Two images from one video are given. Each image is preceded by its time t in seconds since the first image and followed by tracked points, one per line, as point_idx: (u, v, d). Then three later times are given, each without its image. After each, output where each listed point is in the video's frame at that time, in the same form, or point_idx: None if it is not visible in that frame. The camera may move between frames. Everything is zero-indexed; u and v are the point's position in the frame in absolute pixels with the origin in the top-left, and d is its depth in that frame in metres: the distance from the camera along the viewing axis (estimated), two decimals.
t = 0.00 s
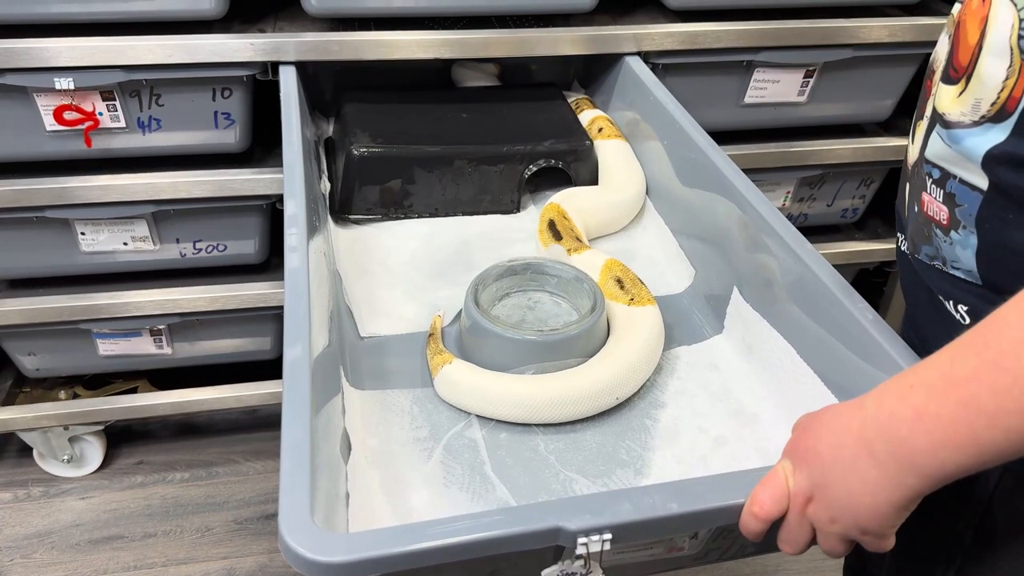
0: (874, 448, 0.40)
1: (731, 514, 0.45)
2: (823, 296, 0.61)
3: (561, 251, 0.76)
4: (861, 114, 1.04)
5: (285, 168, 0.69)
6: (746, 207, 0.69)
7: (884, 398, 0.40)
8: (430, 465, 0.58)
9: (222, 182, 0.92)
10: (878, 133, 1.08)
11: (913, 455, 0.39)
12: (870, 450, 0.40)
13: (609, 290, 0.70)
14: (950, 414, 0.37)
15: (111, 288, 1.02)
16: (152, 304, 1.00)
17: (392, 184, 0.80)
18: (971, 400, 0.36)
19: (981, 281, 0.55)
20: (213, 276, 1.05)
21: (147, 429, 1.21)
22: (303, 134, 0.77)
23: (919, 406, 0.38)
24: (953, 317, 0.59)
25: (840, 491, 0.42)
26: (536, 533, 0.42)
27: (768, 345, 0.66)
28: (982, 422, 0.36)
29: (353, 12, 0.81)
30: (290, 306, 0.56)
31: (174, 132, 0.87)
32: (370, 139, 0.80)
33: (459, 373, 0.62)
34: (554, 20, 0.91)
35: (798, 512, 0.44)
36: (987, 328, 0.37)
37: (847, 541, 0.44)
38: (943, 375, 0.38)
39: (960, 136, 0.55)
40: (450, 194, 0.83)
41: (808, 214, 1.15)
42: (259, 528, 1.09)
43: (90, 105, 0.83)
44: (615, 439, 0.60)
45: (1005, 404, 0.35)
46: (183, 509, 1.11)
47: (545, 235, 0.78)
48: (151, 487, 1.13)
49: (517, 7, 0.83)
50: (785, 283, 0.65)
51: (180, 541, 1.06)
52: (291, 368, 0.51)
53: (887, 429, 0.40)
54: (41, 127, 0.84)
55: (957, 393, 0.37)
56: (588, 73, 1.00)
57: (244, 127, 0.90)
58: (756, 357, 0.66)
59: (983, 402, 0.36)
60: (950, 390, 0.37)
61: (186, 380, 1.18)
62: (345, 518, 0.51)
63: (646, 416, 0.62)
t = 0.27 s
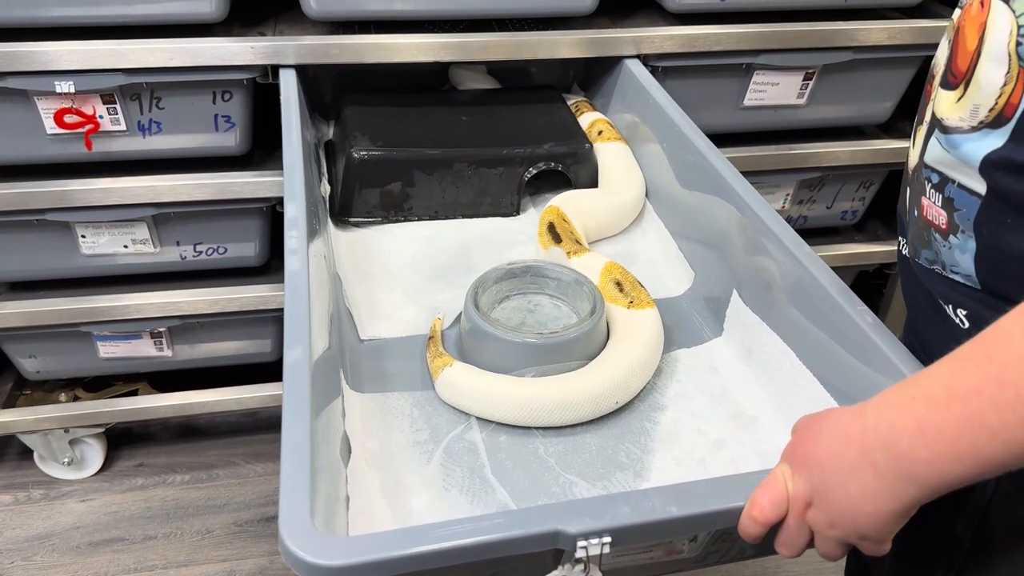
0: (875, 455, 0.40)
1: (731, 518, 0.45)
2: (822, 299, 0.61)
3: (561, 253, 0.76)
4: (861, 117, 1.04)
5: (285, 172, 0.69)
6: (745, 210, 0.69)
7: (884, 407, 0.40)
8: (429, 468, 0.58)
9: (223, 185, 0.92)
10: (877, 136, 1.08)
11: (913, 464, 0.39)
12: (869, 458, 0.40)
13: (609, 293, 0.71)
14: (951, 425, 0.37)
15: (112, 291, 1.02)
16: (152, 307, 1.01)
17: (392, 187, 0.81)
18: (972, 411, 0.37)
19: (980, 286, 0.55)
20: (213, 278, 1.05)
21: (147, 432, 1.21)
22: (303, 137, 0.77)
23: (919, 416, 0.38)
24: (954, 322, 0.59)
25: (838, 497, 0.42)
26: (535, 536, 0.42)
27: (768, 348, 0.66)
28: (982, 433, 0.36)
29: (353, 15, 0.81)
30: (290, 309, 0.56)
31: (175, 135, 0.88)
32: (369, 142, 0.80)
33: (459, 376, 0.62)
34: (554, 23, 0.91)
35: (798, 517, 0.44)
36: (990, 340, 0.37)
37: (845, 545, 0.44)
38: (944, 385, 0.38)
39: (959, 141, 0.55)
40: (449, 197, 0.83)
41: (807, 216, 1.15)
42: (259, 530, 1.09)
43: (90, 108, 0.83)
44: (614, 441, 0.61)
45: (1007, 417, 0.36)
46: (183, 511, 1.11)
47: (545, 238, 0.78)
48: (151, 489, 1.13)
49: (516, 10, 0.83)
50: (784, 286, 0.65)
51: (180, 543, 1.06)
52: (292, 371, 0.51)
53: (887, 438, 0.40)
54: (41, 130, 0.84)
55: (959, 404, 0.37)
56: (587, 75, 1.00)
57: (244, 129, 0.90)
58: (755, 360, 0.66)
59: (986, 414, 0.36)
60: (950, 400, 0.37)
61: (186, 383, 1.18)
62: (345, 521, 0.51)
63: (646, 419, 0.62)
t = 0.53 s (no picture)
0: (876, 459, 0.40)
1: (732, 520, 0.45)
2: (823, 301, 0.61)
3: (561, 255, 0.76)
4: (861, 118, 1.04)
5: (285, 173, 0.69)
6: (745, 211, 0.69)
7: (887, 411, 0.40)
8: (430, 470, 0.58)
9: (224, 187, 0.92)
10: (878, 137, 1.08)
11: (914, 468, 0.39)
12: (871, 461, 0.40)
13: (610, 295, 0.70)
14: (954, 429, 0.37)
15: (112, 292, 1.02)
16: (153, 308, 1.01)
17: (393, 189, 0.81)
18: (974, 417, 0.37)
19: (984, 289, 0.55)
20: (214, 280, 1.06)
21: (147, 433, 1.21)
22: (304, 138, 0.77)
23: (922, 419, 0.38)
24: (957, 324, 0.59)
25: (840, 499, 0.42)
26: (536, 538, 0.42)
27: (769, 350, 0.66)
28: (987, 438, 0.36)
29: (354, 17, 0.81)
30: (290, 311, 0.56)
31: (175, 136, 0.88)
32: (370, 144, 0.80)
33: (459, 377, 0.62)
34: (554, 24, 0.91)
35: (800, 520, 0.44)
36: (995, 347, 0.37)
37: (847, 546, 0.44)
38: (948, 390, 0.38)
39: (961, 144, 0.55)
40: (450, 198, 0.83)
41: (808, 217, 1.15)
42: (259, 531, 1.09)
43: (91, 109, 0.83)
44: (615, 443, 0.61)
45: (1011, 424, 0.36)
46: (184, 513, 1.11)
47: (546, 239, 0.78)
48: (152, 490, 1.13)
49: (517, 12, 0.83)
50: (785, 288, 0.65)
51: (180, 545, 1.06)
52: (292, 373, 0.51)
53: (889, 441, 0.40)
54: (42, 131, 0.84)
55: (963, 410, 0.37)
56: (588, 77, 1.00)
57: (245, 131, 0.90)
58: (756, 362, 0.66)
59: (989, 420, 0.36)
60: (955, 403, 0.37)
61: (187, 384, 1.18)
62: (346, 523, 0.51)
63: (647, 420, 0.62)
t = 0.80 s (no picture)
0: (876, 390, 0.39)
1: (734, 521, 0.45)
2: (824, 302, 0.61)
3: (563, 255, 0.76)
4: (862, 118, 1.04)
5: (286, 173, 0.69)
6: (746, 211, 0.69)
7: (879, 342, 0.40)
8: (431, 471, 0.58)
9: (224, 188, 0.92)
10: (879, 137, 1.08)
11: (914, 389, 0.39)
12: (870, 394, 0.39)
13: (611, 295, 0.70)
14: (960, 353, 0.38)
15: (112, 293, 1.02)
16: (153, 309, 1.00)
17: (394, 189, 0.81)
18: (986, 340, 0.37)
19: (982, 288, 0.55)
20: (215, 280, 1.05)
21: (147, 434, 1.21)
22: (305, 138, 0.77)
23: (926, 346, 0.39)
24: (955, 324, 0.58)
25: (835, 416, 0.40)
26: (537, 539, 0.42)
27: (770, 351, 0.66)
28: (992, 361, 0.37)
29: (354, 17, 0.81)
30: (291, 312, 0.56)
31: (176, 136, 0.88)
32: (371, 144, 0.80)
33: (460, 378, 0.62)
34: (555, 25, 0.91)
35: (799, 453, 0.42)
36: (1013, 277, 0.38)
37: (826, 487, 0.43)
38: (950, 316, 0.39)
39: (957, 145, 0.55)
40: (451, 199, 0.83)
41: (809, 218, 1.15)
42: (260, 532, 1.09)
43: (91, 110, 0.83)
44: (617, 444, 0.60)
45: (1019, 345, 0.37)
46: (184, 514, 1.11)
47: (547, 240, 0.77)
48: (152, 492, 1.13)
49: (518, 12, 0.83)
50: (787, 289, 0.65)
51: (181, 546, 1.06)
52: (293, 373, 0.51)
53: (896, 353, 0.39)
54: (42, 132, 0.84)
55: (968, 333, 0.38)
56: (589, 77, 1.00)
57: (246, 131, 0.90)
58: (758, 363, 0.66)
59: (1005, 324, 0.37)
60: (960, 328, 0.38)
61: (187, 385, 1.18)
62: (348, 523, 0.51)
63: (648, 421, 0.62)
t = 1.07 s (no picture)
0: (791, 226, 0.51)
1: (735, 521, 0.45)
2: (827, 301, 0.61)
3: (563, 255, 0.76)
4: (862, 118, 1.04)
5: (286, 173, 0.69)
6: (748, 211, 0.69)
7: (806, 188, 0.49)
8: (432, 470, 0.57)
9: (224, 187, 0.92)
10: (879, 137, 1.08)
11: (839, 236, 0.47)
12: (787, 226, 0.51)
13: (612, 295, 0.70)
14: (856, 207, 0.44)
15: (112, 292, 1.02)
16: (152, 308, 1.00)
17: (394, 189, 0.80)
18: (873, 205, 0.43)
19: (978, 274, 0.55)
20: (215, 280, 1.05)
21: (147, 434, 1.21)
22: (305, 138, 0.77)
23: (832, 201, 0.46)
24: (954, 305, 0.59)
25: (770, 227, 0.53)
26: (538, 538, 0.42)
27: (771, 350, 0.66)
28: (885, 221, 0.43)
29: (354, 17, 0.81)
30: (292, 312, 0.56)
31: (175, 136, 0.87)
32: (371, 144, 0.80)
33: (461, 378, 0.62)
34: (555, 24, 0.91)
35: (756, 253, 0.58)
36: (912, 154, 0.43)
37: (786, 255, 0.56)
38: (856, 176, 0.45)
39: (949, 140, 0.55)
40: (451, 199, 0.83)
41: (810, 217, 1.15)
42: (260, 532, 1.09)
43: (92, 109, 0.83)
44: (618, 443, 0.60)
45: (902, 209, 0.41)
46: (184, 513, 1.10)
47: (548, 240, 0.77)
48: (152, 491, 1.13)
49: (518, 12, 0.83)
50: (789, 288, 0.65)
51: (180, 546, 1.06)
52: (294, 372, 0.51)
53: (807, 202, 0.49)
54: (42, 131, 0.84)
55: (861, 194, 0.44)
56: (589, 77, 1.00)
57: (246, 131, 0.90)
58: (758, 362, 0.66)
59: (862, 199, 0.44)
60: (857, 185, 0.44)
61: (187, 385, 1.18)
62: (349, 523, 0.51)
63: (650, 421, 0.62)
